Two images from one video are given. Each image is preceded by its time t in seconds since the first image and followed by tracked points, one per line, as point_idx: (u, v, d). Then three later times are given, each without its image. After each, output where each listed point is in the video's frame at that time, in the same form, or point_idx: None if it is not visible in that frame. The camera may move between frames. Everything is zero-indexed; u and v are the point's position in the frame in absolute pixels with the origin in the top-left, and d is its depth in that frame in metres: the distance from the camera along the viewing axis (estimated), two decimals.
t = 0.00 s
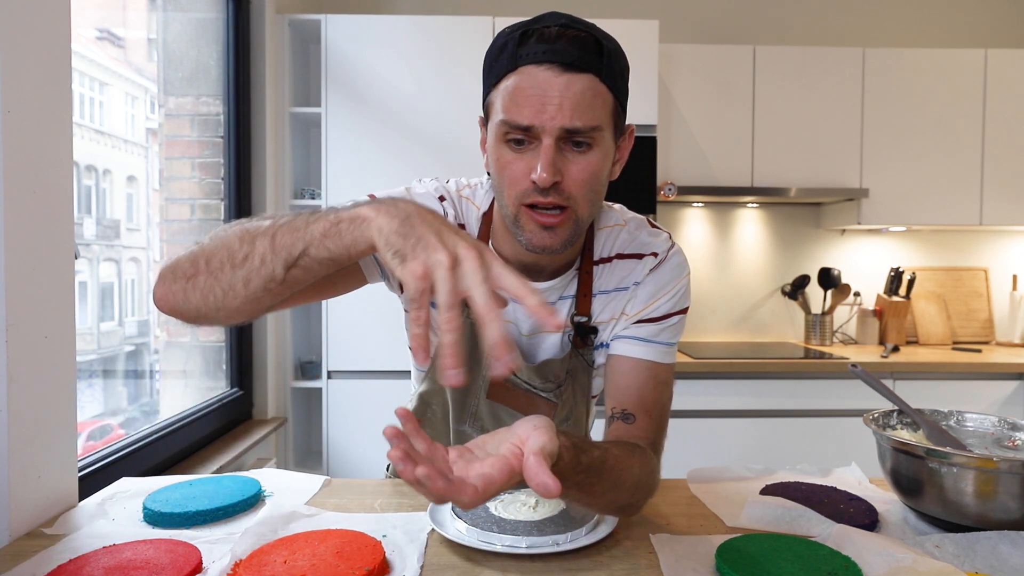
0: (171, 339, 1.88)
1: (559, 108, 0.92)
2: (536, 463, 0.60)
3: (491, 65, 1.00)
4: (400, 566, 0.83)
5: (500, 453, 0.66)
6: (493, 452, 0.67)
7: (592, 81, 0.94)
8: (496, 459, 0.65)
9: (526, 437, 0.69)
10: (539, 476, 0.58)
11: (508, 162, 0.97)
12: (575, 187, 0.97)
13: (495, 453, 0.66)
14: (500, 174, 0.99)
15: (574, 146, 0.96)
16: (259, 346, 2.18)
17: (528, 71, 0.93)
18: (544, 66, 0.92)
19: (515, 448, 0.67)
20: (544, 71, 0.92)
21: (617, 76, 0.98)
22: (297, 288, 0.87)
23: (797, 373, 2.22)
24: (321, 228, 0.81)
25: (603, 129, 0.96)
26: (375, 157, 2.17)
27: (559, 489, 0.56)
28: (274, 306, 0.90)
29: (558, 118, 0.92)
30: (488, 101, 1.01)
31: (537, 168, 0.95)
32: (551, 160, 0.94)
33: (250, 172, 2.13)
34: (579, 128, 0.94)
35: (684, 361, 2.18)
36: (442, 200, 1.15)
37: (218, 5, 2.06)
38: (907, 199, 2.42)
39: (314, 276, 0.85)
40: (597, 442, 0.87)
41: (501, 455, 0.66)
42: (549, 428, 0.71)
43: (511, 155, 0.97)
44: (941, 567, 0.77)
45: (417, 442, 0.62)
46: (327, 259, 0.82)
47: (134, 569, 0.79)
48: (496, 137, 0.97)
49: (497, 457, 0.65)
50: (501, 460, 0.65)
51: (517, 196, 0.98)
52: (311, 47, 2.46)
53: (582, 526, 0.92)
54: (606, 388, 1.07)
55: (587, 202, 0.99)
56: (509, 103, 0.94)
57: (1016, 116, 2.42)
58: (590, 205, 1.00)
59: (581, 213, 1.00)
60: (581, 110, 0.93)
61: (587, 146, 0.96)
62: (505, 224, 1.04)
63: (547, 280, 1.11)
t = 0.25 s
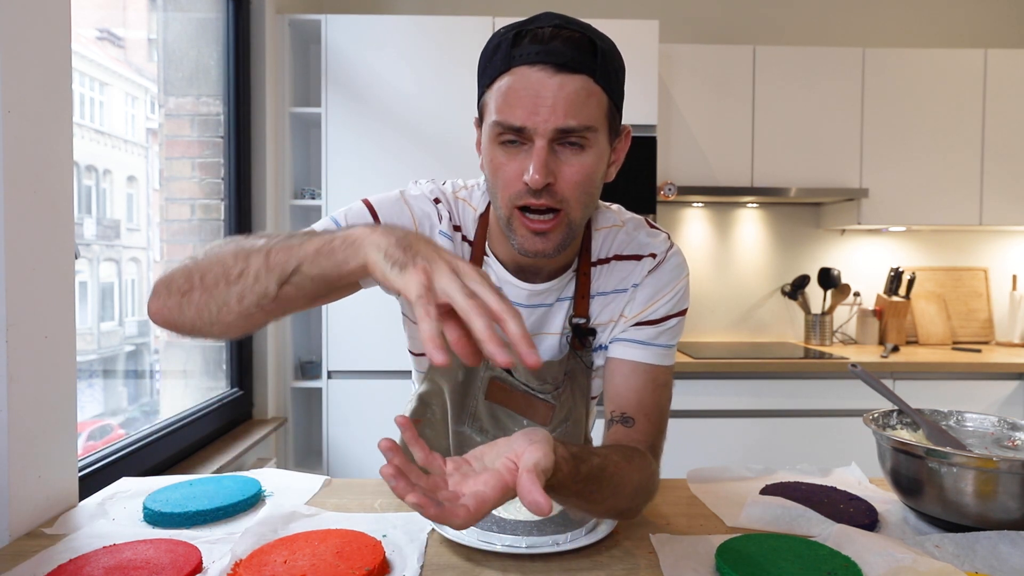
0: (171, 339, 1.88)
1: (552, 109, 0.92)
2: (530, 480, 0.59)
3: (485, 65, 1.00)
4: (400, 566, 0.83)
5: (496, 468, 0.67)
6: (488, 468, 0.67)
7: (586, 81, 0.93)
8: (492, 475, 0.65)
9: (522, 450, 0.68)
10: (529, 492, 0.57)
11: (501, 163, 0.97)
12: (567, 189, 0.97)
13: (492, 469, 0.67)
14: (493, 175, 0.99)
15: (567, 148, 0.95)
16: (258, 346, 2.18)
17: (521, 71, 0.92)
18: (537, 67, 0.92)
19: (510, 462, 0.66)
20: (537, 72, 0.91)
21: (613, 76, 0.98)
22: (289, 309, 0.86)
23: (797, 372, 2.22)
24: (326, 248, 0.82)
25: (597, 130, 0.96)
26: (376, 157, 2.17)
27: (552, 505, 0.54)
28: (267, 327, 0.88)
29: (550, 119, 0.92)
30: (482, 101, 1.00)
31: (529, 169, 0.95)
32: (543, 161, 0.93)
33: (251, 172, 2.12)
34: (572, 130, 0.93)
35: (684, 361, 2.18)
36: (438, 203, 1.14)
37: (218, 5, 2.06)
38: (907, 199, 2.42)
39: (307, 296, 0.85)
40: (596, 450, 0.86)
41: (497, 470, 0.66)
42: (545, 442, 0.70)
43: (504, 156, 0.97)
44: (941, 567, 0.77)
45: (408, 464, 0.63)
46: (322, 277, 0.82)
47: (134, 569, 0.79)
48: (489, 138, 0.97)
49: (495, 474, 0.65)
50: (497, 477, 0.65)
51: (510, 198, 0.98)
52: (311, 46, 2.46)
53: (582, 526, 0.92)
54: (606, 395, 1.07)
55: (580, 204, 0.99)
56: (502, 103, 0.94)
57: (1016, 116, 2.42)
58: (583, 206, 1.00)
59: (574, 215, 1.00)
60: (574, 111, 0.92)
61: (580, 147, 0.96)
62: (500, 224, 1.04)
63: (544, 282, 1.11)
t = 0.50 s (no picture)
0: (171, 339, 1.88)
1: (541, 101, 0.91)
2: (564, 488, 0.63)
3: (476, 60, 1.00)
4: (400, 566, 0.83)
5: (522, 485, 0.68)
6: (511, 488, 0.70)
7: (574, 74, 0.93)
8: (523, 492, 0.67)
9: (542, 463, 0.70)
10: (565, 498, 0.62)
11: (490, 156, 0.97)
12: (557, 181, 0.96)
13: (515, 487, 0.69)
14: (483, 168, 0.98)
15: (557, 140, 0.95)
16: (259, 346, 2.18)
17: (510, 65, 0.92)
18: (526, 60, 0.92)
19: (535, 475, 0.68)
20: (526, 65, 0.92)
21: (603, 70, 0.98)
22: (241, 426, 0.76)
23: (797, 372, 2.22)
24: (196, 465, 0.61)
25: (586, 123, 0.95)
26: (376, 157, 2.17)
27: (586, 508, 0.60)
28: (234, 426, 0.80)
29: (539, 111, 0.92)
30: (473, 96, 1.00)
31: (518, 162, 0.94)
32: (531, 154, 0.93)
33: (251, 172, 2.13)
34: (561, 122, 0.93)
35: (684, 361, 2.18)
36: (431, 201, 1.08)
37: (218, 5, 2.06)
38: (907, 199, 2.42)
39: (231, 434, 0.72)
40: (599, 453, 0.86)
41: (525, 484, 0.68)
42: (563, 450, 0.73)
43: (494, 150, 0.97)
44: (941, 567, 0.77)
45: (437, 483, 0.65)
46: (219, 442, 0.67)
47: (134, 569, 0.79)
48: (479, 131, 0.97)
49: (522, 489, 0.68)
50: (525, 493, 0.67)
51: (499, 191, 0.97)
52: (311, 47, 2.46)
53: (582, 526, 0.91)
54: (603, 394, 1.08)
55: (570, 196, 0.98)
56: (491, 97, 0.94)
57: (1016, 116, 2.42)
58: (573, 199, 0.99)
59: (564, 208, 0.99)
60: (563, 103, 0.92)
61: (570, 139, 0.95)
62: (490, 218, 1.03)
63: (539, 278, 1.09)
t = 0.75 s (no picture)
0: (171, 339, 1.88)
1: (522, 99, 0.91)
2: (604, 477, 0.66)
3: (456, 61, 0.99)
4: (400, 566, 0.83)
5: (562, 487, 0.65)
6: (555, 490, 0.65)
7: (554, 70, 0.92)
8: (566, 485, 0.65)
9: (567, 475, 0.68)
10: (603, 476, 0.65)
11: (476, 156, 0.97)
12: (543, 178, 0.96)
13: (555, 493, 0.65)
14: (469, 168, 0.98)
15: (541, 137, 0.95)
16: (259, 346, 2.19)
17: (490, 65, 0.92)
18: (505, 59, 0.91)
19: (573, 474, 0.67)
20: (505, 64, 0.91)
21: (584, 64, 0.97)
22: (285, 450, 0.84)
23: (797, 372, 2.22)
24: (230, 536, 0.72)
25: (569, 118, 0.95)
26: (376, 156, 2.17)
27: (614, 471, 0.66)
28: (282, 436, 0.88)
29: (520, 109, 0.91)
30: (455, 97, 1.00)
31: (503, 160, 0.94)
32: (516, 152, 0.93)
33: (251, 172, 2.13)
34: (543, 119, 0.93)
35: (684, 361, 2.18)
36: (424, 203, 1.07)
37: (218, 5, 2.06)
38: (907, 199, 2.42)
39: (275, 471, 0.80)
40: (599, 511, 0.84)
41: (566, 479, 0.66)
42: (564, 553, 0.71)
43: (479, 149, 0.97)
44: (940, 567, 0.77)
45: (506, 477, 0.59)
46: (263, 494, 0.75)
47: (134, 569, 0.79)
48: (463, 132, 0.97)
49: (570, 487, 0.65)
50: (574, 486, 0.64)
51: (487, 190, 0.98)
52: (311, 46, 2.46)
53: (582, 526, 0.92)
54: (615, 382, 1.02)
55: (557, 191, 0.98)
56: (472, 97, 0.93)
57: (1016, 116, 2.42)
58: (561, 194, 0.99)
59: (552, 203, 0.99)
60: (544, 100, 0.92)
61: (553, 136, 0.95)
62: (480, 217, 1.03)
63: (536, 274, 1.09)
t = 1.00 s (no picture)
0: (171, 339, 1.88)
1: (513, 85, 0.92)
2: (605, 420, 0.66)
3: (445, 61, 1.01)
4: (400, 567, 0.83)
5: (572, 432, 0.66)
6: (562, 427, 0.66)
7: (542, 55, 0.94)
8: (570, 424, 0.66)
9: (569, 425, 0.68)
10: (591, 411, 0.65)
11: (473, 147, 0.97)
12: (541, 161, 0.96)
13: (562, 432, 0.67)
14: (467, 161, 0.98)
15: (535, 121, 0.96)
16: (258, 346, 2.18)
17: (479, 56, 0.93)
18: (493, 48, 0.92)
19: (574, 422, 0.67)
20: (493, 53, 0.92)
21: (571, 50, 0.98)
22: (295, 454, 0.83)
23: (797, 373, 2.22)
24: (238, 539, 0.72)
25: (561, 100, 0.96)
26: (376, 157, 2.17)
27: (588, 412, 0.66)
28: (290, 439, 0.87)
29: (512, 94, 0.92)
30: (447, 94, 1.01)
31: (500, 147, 0.95)
32: (512, 137, 0.94)
33: (251, 172, 2.13)
34: (535, 102, 0.94)
35: (684, 361, 2.18)
36: (418, 204, 1.07)
37: (218, 4, 2.05)
38: (908, 199, 2.42)
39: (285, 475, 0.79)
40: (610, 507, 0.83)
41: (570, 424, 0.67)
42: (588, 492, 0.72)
43: (475, 141, 0.97)
44: (940, 567, 0.77)
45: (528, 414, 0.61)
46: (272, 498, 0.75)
47: (134, 569, 0.79)
48: (458, 126, 0.98)
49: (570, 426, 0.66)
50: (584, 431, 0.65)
51: (487, 180, 0.97)
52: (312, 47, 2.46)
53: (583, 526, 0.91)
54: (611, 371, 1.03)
55: (556, 174, 0.98)
56: (464, 89, 0.95)
57: (1017, 116, 2.42)
58: (560, 176, 0.99)
59: (552, 186, 0.98)
60: (535, 84, 0.93)
61: (548, 119, 0.96)
62: (482, 210, 1.02)
63: (535, 269, 1.08)
